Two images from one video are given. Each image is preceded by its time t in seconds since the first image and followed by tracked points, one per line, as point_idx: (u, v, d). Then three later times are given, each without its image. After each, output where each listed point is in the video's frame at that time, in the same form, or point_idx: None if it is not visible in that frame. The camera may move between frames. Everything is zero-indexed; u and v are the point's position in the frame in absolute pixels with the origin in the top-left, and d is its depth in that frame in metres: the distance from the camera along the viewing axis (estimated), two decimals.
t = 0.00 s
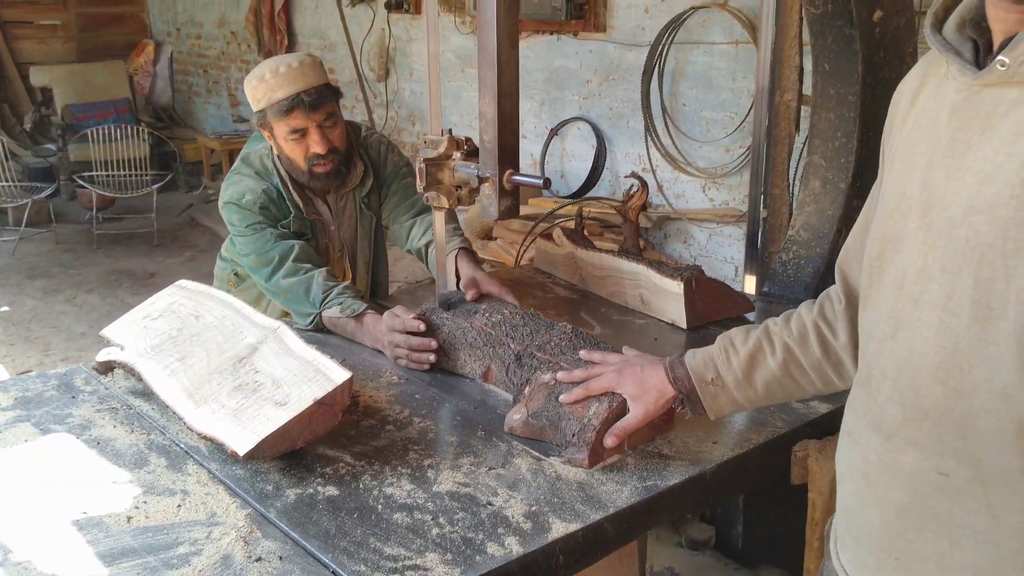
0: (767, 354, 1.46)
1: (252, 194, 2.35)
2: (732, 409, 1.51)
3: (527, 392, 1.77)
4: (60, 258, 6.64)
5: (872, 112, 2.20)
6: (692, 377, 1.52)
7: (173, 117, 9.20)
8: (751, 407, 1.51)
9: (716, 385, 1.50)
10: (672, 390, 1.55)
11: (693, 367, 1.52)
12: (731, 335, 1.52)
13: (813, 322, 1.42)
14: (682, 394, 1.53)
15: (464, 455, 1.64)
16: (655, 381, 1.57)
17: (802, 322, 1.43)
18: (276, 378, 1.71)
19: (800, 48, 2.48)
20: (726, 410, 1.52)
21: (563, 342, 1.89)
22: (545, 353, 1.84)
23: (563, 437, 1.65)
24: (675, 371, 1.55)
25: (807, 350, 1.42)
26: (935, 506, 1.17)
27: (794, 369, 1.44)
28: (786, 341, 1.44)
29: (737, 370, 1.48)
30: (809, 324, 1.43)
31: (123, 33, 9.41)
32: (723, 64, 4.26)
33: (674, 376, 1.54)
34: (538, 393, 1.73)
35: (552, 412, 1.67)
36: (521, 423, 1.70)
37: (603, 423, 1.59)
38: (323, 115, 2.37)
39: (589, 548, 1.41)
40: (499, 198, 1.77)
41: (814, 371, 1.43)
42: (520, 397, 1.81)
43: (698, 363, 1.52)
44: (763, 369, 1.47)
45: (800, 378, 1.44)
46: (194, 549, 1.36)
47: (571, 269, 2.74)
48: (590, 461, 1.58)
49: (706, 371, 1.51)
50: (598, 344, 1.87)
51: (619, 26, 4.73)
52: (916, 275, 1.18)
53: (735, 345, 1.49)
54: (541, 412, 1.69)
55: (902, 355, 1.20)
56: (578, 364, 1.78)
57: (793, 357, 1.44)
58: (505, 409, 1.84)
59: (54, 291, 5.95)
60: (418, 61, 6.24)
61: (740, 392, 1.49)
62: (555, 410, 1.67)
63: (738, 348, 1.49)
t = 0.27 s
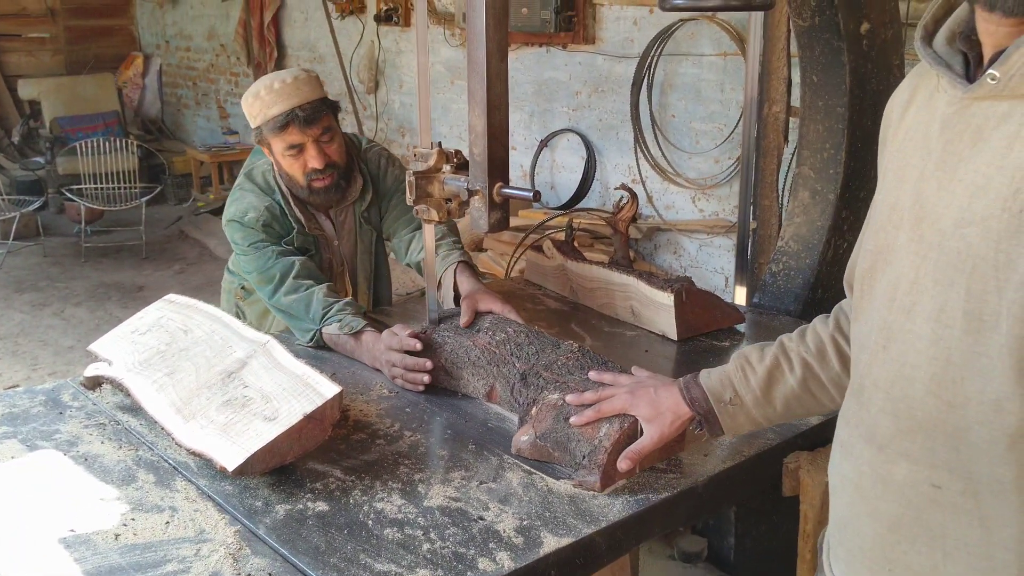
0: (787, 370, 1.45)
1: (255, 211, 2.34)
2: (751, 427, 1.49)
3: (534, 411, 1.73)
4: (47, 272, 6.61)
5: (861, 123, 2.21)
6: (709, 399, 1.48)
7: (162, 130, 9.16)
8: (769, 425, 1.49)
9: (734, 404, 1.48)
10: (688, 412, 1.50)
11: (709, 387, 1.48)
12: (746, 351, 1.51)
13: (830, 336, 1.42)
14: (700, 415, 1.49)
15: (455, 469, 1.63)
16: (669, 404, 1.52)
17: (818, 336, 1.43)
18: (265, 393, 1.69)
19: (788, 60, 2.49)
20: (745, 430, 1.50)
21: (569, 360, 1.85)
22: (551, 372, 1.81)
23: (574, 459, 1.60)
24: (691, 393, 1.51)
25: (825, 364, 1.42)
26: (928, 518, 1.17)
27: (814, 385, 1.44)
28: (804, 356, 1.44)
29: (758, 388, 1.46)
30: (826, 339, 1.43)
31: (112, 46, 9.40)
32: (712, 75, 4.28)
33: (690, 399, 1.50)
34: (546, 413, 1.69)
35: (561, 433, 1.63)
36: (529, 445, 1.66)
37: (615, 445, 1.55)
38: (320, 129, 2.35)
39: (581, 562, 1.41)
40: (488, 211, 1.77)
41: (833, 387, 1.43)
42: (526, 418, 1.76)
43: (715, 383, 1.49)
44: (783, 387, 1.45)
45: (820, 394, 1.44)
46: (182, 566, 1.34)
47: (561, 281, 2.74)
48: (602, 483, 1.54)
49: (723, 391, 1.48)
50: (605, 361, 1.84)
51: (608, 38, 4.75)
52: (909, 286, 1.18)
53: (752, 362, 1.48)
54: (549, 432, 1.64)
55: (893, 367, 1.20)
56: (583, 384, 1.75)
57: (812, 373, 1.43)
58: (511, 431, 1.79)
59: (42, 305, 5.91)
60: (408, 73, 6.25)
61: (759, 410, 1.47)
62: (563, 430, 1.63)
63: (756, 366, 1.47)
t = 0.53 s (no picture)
0: (805, 377, 1.46)
1: (239, 199, 2.35)
2: (768, 438, 1.48)
3: (538, 422, 1.68)
4: (36, 276, 6.56)
5: (851, 120, 2.19)
6: (728, 412, 1.46)
7: (153, 132, 9.12)
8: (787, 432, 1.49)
9: (754, 415, 1.46)
10: (706, 425, 1.47)
11: (726, 397, 1.47)
12: (759, 360, 1.50)
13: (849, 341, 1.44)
14: (716, 427, 1.47)
15: (443, 473, 1.61)
16: (684, 418, 1.48)
17: (836, 341, 1.45)
18: (250, 397, 1.68)
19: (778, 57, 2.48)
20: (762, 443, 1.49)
21: (581, 364, 1.86)
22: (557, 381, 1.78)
23: (581, 470, 1.54)
24: (708, 406, 1.48)
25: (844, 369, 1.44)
26: (921, 517, 1.17)
27: (833, 390, 1.45)
28: (824, 361, 1.45)
29: (778, 398, 1.46)
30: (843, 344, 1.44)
31: (101, 49, 9.35)
32: (702, 74, 4.26)
33: (708, 412, 1.48)
34: (552, 423, 1.63)
35: (567, 444, 1.56)
36: (534, 455, 1.59)
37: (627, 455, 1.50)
38: (311, 118, 2.32)
39: (570, 566, 1.39)
40: (475, 212, 1.75)
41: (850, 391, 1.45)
42: (529, 427, 1.70)
43: (732, 393, 1.47)
44: (802, 394, 1.46)
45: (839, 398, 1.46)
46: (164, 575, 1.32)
47: (552, 281, 2.72)
48: (613, 494, 1.50)
49: (743, 402, 1.46)
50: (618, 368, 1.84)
51: (598, 37, 4.73)
52: (903, 284, 1.17)
53: (769, 371, 1.47)
54: (556, 442, 1.58)
55: (888, 366, 1.19)
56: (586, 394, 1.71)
57: (832, 379, 1.45)
58: (514, 442, 1.73)
59: (31, 309, 5.87)
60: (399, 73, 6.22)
61: (778, 418, 1.47)
62: (573, 440, 1.56)
63: (775, 376, 1.47)
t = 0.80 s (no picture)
0: (789, 370, 1.42)
1: (204, 178, 2.51)
2: (747, 431, 1.43)
3: (536, 423, 1.65)
4: (25, 277, 6.51)
5: (844, 117, 2.18)
6: (709, 399, 1.41)
7: (142, 132, 9.07)
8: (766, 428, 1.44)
9: (734, 406, 1.41)
10: (686, 412, 1.42)
11: (709, 386, 1.42)
12: (745, 352, 1.45)
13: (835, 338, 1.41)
14: (698, 415, 1.42)
15: (434, 474, 1.59)
16: (664, 404, 1.43)
17: (823, 336, 1.42)
18: (238, 399, 1.66)
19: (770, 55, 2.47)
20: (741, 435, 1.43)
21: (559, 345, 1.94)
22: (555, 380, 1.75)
23: (582, 474, 1.53)
24: (689, 394, 1.42)
25: (830, 365, 1.41)
26: (922, 517, 1.15)
27: (818, 387, 1.41)
28: (808, 355, 1.41)
29: (760, 388, 1.41)
30: (829, 339, 1.41)
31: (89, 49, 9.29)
32: (694, 71, 4.26)
33: (689, 399, 1.42)
34: (550, 425, 1.61)
35: (567, 447, 1.55)
36: (534, 458, 1.58)
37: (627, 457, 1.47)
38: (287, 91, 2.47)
39: (563, 569, 1.37)
40: (466, 210, 1.74)
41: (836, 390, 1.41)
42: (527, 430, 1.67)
43: (715, 382, 1.42)
44: (784, 385, 1.41)
45: (823, 395, 1.42)
46: None
47: (543, 280, 2.70)
48: (612, 498, 1.48)
49: (724, 392, 1.41)
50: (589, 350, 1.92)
51: (589, 35, 4.72)
52: (910, 281, 1.15)
53: (753, 362, 1.43)
54: (555, 445, 1.57)
55: (891, 364, 1.17)
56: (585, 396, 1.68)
57: (817, 374, 1.41)
58: (509, 444, 1.71)
59: (20, 310, 5.83)
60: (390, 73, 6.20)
61: (759, 412, 1.42)
62: (571, 443, 1.55)
63: (759, 366, 1.42)
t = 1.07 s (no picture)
0: (749, 368, 1.49)
1: (173, 156, 2.50)
2: (706, 421, 1.51)
3: (534, 420, 1.66)
4: (21, 275, 6.49)
5: (843, 112, 2.17)
6: (665, 382, 1.53)
7: (139, 129, 9.04)
8: (724, 419, 1.50)
9: (689, 391, 1.51)
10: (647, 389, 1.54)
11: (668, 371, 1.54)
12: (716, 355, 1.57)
13: (800, 341, 1.45)
14: (654, 395, 1.53)
15: (430, 472, 1.58)
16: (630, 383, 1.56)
17: (788, 340, 1.47)
18: (232, 397, 1.65)
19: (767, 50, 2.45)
20: (699, 423, 1.51)
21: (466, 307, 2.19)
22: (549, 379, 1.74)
23: (578, 470, 1.53)
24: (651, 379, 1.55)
25: (790, 366, 1.45)
26: (937, 515, 1.14)
27: (775, 384, 1.46)
28: (769, 355, 1.48)
29: (715, 378, 1.50)
30: (794, 340, 1.46)
31: (86, 45, 9.26)
32: (692, 67, 4.24)
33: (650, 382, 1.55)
34: (547, 423, 1.60)
35: (563, 443, 1.55)
36: (529, 455, 1.57)
37: (623, 454, 1.48)
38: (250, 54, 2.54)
39: (559, 567, 1.36)
40: (461, 206, 1.73)
41: (792, 389, 1.45)
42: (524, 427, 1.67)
43: (675, 370, 1.54)
44: (740, 381, 1.48)
45: (780, 393, 1.45)
46: None
47: (540, 277, 2.69)
48: (609, 497, 1.47)
49: (680, 376, 1.53)
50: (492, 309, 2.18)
51: (587, 31, 4.71)
52: (930, 277, 1.14)
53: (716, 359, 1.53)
54: (551, 443, 1.56)
55: (907, 361, 1.16)
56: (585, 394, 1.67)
57: (774, 373, 1.46)
58: (506, 442, 1.69)
59: (16, 307, 5.81)
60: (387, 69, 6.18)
61: (712, 400, 1.50)
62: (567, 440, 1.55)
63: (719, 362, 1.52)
